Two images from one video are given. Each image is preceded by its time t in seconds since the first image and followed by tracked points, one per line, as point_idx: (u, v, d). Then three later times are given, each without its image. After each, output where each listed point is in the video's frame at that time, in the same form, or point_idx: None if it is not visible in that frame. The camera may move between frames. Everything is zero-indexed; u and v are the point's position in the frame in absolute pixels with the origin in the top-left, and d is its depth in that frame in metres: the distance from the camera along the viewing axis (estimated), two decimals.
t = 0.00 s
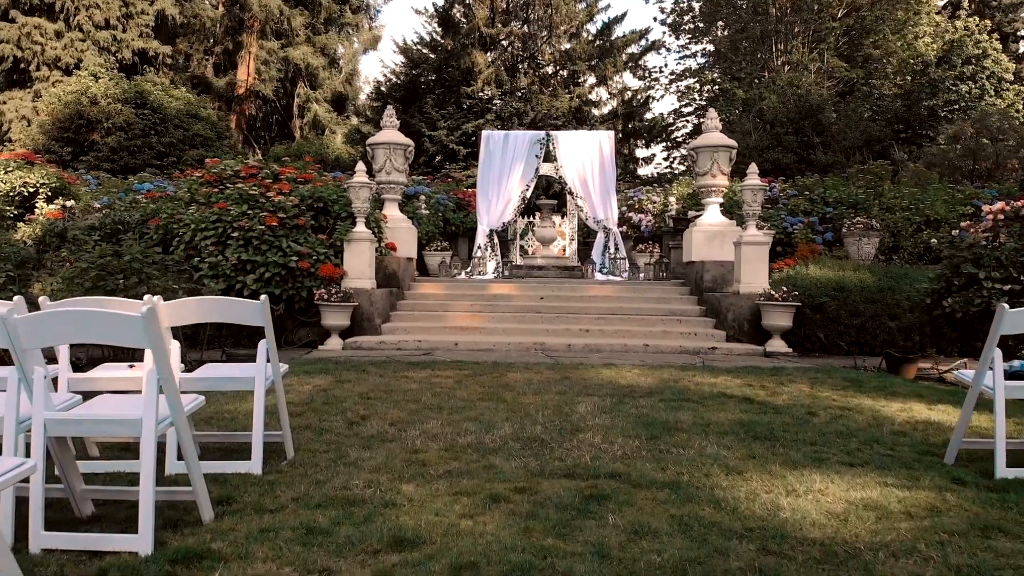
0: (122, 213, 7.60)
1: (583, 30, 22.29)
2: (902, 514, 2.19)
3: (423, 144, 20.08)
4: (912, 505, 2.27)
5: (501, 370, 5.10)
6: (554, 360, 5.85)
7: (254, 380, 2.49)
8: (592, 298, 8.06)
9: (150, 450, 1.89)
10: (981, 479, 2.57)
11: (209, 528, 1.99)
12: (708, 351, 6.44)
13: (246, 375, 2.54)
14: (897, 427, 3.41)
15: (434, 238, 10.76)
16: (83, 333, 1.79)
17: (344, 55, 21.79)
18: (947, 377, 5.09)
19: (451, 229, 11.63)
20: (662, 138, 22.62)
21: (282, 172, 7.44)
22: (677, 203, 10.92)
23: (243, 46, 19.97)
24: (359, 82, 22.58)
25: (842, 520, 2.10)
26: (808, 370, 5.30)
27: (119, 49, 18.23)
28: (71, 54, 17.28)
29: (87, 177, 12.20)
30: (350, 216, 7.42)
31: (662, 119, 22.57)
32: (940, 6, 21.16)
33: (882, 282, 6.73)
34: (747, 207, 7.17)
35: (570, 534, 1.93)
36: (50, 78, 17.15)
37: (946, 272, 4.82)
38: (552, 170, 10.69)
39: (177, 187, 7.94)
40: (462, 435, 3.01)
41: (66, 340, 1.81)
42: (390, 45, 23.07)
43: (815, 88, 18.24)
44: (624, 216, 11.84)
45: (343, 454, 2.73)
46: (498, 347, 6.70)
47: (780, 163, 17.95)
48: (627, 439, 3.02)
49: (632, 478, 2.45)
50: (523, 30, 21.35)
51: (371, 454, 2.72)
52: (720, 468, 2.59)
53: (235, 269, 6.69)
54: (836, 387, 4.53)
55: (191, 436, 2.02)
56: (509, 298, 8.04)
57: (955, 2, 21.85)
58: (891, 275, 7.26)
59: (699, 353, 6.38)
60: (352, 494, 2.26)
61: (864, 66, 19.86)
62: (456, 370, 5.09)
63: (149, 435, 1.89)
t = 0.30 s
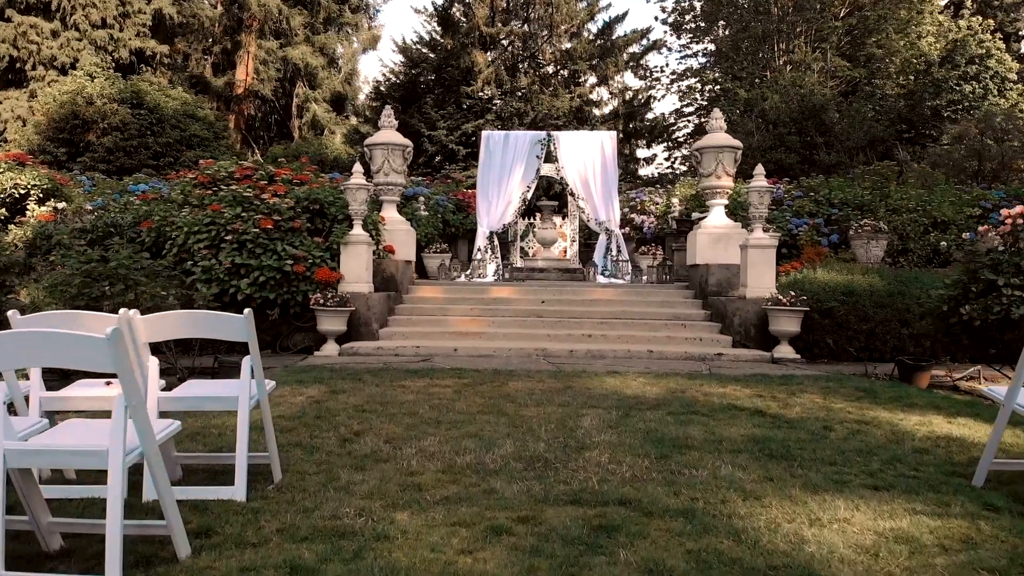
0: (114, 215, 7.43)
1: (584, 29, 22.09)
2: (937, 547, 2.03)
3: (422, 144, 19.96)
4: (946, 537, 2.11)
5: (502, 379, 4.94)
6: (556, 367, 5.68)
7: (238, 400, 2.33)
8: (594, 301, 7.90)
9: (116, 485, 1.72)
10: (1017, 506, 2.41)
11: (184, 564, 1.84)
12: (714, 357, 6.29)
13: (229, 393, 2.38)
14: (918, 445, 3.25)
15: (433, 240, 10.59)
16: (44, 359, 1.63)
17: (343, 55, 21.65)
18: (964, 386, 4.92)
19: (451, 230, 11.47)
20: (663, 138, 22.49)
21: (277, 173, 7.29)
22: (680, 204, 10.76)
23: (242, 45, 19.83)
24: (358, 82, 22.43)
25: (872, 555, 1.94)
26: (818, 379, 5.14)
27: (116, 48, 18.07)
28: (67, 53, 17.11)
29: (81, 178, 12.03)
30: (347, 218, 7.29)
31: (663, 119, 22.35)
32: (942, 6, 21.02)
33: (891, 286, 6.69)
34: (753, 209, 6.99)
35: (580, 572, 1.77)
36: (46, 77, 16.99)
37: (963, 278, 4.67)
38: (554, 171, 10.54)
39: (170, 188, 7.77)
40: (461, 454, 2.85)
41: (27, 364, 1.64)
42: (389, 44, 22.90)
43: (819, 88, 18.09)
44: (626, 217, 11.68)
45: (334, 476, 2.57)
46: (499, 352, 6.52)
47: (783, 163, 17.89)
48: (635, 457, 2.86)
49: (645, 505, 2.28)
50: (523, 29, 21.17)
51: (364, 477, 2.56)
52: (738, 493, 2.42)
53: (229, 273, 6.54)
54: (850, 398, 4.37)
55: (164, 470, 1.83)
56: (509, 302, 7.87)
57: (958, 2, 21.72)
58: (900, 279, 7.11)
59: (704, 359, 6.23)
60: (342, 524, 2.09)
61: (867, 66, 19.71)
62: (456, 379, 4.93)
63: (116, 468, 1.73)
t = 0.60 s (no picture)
0: (104, 218, 7.26)
1: (585, 28, 21.88)
2: None
3: (421, 145, 19.80)
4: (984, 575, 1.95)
5: (503, 389, 4.77)
6: (557, 375, 5.51)
7: (218, 425, 2.16)
8: (596, 305, 7.73)
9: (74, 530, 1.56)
10: None
11: None
12: (720, 365, 6.12)
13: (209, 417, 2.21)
14: (941, 465, 3.09)
15: (432, 242, 10.42)
16: None
17: (342, 55, 21.51)
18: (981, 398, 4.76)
19: (450, 233, 11.30)
20: (664, 138, 22.32)
21: (272, 175, 7.13)
22: (683, 206, 10.60)
23: (241, 45, 19.69)
24: (357, 82, 22.26)
25: None
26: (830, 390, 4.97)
27: (113, 48, 17.90)
28: (63, 53, 16.92)
29: (75, 179, 11.85)
30: (343, 222, 7.05)
31: (664, 119, 22.20)
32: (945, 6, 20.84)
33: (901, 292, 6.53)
34: (760, 212, 6.81)
35: None
36: (42, 77, 16.82)
37: (981, 287, 4.51)
38: (555, 172, 10.37)
39: (162, 190, 7.60)
40: (459, 477, 2.68)
41: None
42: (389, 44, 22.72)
43: (822, 88, 17.97)
44: (628, 219, 11.51)
45: (323, 504, 2.40)
46: (499, 359, 6.35)
47: (786, 164, 17.73)
48: (644, 481, 2.69)
49: (658, 539, 2.12)
50: (523, 28, 20.99)
51: (355, 505, 2.39)
52: (757, 524, 2.26)
53: (222, 278, 6.37)
54: (864, 412, 4.20)
55: (129, 510, 1.66)
56: (509, 306, 7.70)
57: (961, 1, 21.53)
58: (909, 284, 6.95)
59: (710, 367, 6.06)
60: (330, 562, 1.93)
61: (869, 66, 19.52)
62: (454, 389, 4.76)
63: (74, 512, 1.56)
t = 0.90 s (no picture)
0: (95, 222, 7.09)
1: (586, 28, 21.66)
2: None
3: (421, 145, 19.66)
4: None
5: (503, 400, 4.60)
6: (559, 384, 5.33)
7: (192, 455, 2.00)
8: (598, 310, 7.55)
9: None
10: None
11: None
12: (726, 373, 5.95)
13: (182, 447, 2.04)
14: (967, 488, 2.91)
15: (431, 244, 10.25)
16: None
17: (341, 54, 21.38)
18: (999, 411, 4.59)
19: (449, 235, 11.13)
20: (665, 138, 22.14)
21: (267, 177, 6.96)
22: (686, 208, 10.43)
23: (239, 45, 19.55)
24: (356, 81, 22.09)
25: None
26: (841, 402, 4.80)
27: (109, 48, 17.73)
28: (60, 52, 16.74)
29: (69, 180, 11.68)
30: (339, 225, 6.84)
31: (666, 119, 22.04)
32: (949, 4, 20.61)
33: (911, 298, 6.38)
34: (767, 215, 6.62)
35: None
36: (38, 77, 16.65)
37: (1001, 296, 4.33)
38: (556, 173, 10.20)
39: (154, 192, 7.43)
40: (455, 505, 2.50)
41: None
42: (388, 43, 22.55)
43: (825, 88, 17.92)
44: (630, 221, 11.33)
45: (308, 537, 2.22)
46: (499, 366, 6.17)
47: (789, 164, 17.59)
48: (653, 508, 2.52)
49: None
50: (523, 27, 20.81)
51: (342, 538, 2.21)
52: (777, 561, 2.09)
53: (214, 283, 6.21)
54: (878, 427, 4.03)
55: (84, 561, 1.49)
56: (509, 311, 7.52)
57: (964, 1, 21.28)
58: (919, 289, 6.78)
59: (716, 375, 5.89)
60: None
61: (872, 66, 19.31)
62: (452, 400, 4.59)
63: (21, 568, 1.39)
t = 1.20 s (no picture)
0: (85, 225, 6.93)
1: (587, 27, 21.45)
2: None
3: (420, 145, 19.52)
4: None
5: (502, 413, 4.43)
6: (561, 394, 5.15)
7: (164, 491, 1.84)
8: (600, 315, 7.38)
9: None
10: None
11: None
12: (732, 381, 5.78)
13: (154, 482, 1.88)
14: (996, 515, 2.75)
15: (429, 247, 10.07)
16: None
17: (340, 54, 21.24)
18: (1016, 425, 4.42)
19: (448, 237, 10.96)
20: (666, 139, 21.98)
21: (260, 180, 6.79)
22: (689, 210, 10.27)
23: (237, 44, 19.38)
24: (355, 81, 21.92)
25: None
26: (853, 415, 4.63)
27: (105, 47, 17.54)
28: (55, 52, 16.56)
29: (63, 182, 11.53)
30: (335, 228, 6.67)
31: (666, 119, 21.89)
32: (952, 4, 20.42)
33: (922, 305, 6.21)
34: (773, 219, 6.44)
35: None
36: (33, 77, 16.47)
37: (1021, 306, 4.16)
38: (556, 175, 10.03)
39: (145, 195, 7.25)
40: (450, 537, 2.33)
41: None
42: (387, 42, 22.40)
43: (828, 88, 17.77)
44: (631, 223, 11.16)
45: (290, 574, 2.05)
46: (498, 374, 6.00)
47: (791, 165, 17.44)
48: (663, 541, 2.35)
49: None
50: (523, 26, 20.62)
51: None
52: None
53: (205, 289, 6.05)
54: (895, 444, 3.85)
55: None
56: (509, 316, 7.34)
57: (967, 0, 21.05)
58: (930, 295, 6.61)
59: (722, 384, 5.72)
60: None
61: (874, 66, 19.10)
62: (450, 412, 4.42)
63: None
